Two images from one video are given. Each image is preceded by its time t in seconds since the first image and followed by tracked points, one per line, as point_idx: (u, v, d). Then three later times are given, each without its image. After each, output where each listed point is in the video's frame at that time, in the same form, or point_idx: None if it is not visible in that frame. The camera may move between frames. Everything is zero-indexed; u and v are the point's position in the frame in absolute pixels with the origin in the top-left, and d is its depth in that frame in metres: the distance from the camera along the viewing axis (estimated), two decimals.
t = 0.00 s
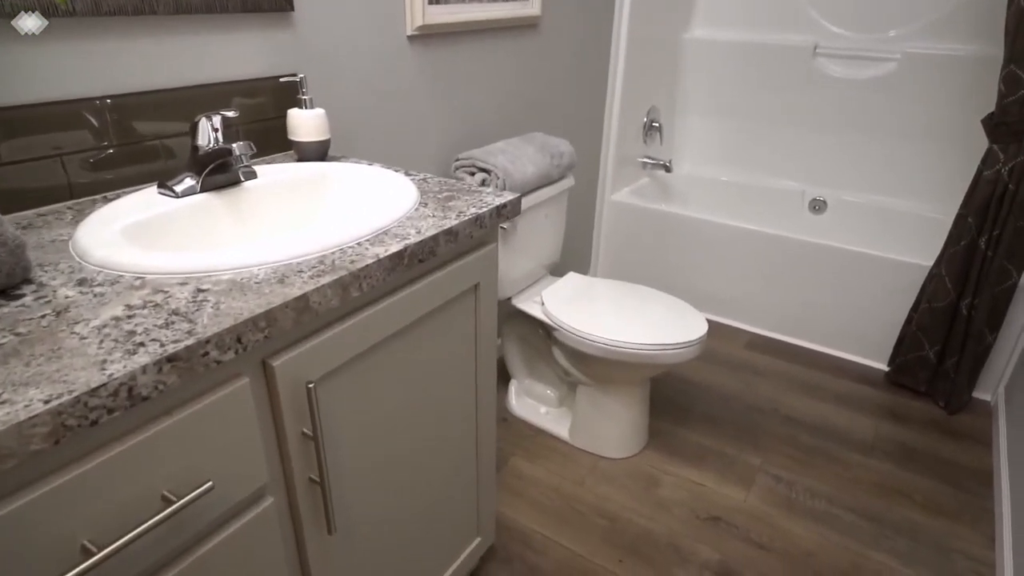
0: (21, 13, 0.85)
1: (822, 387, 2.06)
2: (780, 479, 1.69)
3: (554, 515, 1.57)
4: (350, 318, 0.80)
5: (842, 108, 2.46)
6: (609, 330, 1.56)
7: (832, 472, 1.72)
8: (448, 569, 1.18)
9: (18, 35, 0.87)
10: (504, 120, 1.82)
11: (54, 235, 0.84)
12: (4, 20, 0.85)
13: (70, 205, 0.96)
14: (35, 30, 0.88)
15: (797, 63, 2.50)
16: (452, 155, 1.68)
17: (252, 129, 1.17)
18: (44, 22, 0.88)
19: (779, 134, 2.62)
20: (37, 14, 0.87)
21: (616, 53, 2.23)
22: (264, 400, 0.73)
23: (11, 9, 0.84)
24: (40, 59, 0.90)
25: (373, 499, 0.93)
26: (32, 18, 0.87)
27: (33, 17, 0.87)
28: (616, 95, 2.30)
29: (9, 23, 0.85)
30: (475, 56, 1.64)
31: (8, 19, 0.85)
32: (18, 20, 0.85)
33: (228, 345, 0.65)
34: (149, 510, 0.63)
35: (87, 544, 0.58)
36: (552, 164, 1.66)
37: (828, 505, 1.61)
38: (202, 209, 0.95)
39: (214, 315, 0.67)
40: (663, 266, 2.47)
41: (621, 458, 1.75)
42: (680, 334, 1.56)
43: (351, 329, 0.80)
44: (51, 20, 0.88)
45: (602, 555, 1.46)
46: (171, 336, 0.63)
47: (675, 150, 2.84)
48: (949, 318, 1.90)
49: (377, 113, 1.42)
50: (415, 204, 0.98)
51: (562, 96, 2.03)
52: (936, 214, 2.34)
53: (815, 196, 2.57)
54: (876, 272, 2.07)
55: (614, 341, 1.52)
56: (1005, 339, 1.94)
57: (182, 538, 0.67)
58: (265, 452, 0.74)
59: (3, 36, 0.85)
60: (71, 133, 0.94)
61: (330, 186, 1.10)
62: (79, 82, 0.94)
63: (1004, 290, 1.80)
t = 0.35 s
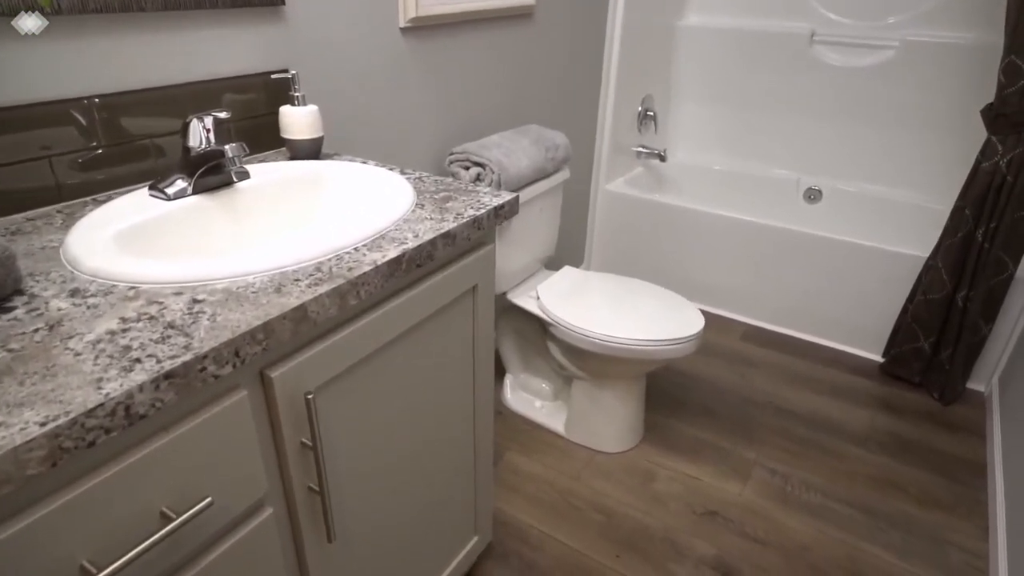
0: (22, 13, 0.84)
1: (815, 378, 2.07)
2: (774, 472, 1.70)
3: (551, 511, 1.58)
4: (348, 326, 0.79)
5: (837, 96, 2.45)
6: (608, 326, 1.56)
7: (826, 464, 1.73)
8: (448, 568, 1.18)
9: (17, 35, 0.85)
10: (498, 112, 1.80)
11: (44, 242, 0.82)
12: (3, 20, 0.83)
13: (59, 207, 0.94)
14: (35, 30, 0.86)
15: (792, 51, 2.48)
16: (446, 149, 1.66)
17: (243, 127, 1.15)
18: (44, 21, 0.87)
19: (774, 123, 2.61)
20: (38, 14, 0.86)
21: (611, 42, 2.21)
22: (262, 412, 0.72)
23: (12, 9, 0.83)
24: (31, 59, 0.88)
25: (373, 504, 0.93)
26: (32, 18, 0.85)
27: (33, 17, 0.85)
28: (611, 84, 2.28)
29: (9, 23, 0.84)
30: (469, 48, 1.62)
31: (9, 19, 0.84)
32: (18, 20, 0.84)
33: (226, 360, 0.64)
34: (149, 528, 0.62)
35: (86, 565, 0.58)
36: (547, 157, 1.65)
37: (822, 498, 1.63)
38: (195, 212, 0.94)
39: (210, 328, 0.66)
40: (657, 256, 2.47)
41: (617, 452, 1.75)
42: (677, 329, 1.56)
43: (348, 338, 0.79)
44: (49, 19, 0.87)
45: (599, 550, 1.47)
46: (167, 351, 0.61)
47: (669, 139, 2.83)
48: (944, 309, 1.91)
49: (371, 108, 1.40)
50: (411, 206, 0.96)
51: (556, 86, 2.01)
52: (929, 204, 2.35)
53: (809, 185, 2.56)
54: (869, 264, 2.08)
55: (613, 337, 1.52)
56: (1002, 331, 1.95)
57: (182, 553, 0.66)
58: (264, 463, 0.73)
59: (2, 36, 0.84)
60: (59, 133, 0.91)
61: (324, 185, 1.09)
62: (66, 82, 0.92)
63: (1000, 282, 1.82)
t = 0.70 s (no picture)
0: (21, 13, 0.83)
1: (802, 369, 2.09)
2: (764, 465, 1.71)
3: (543, 509, 1.57)
4: (337, 340, 0.77)
5: (822, 85, 2.45)
6: (597, 323, 1.55)
7: (814, 455, 1.75)
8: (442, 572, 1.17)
9: (17, 35, 0.84)
10: (484, 106, 1.77)
11: (18, 257, 0.79)
12: (4, 21, 0.82)
13: (32, 217, 0.90)
14: (35, 30, 0.85)
15: (777, 38, 2.47)
16: (432, 144, 1.63)
17: (223, 128, 1.12)
18: (43, 21, 0.86)
19: (759, 112, 2.61)
20: (37, 13, 0.84)
21: (596, 32, 2.18)
22: (251, 433, 0.70)
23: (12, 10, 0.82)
24: (21, 60, 0.86)
25: (365, 516, 0.91)
26: (31, 18, 0.84)
27: (32, 17, 0.84)
28: (597, 74, 2.25)
29: (9, 23, 0.83)
30: (454, 41, 1.58)
31: (8, 19, 0.82)
32: (18, 20, 0.83)
33: (213, 384, 0.62)
34: (137, 560, 0.60)
35: None
36: (535, 152, 1.62)
37: (811, 490, 1.64)
38: (175, 220, 0.91)
39: (196, 350, 0.63)
40: (644, 248, 2.46)
41: (608, 448, 1.75)
42: (667, 325, 1.55)
43: (338, 353, 0.77)
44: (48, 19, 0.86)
45: (593, 548, 1.47)
46: (151, 377, 0.59)
47: (654, 128, 2.81)
48: (929, 299, 1.93)
49: (355, 106, 1.37)
50: (400, 211, 0.94)
51: (542, 78, 1.98)
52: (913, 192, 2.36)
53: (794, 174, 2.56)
54: (854, 254, 2.09)
55: (603, 334, 1.51)
56: (985, 321, 1.97)
57: None
58: (254, 485, 0.71)
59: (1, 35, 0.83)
60: (30, 140, 0.88)
61: (308, 189, 1.06)
62: (36, 85, 0.88)
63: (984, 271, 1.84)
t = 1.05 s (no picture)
0: (22, 13, 0.82)
1: (778, 359, 2.10)
2: (742, 457, 1.73)
3: (525, 510, 1.57)
4: (311, 365, 0.74)
5: (795, 74, 2.45)
6: (574, 323, 1.54)
7: (792, 446, 1.77)
8: None
9: (15, 35, 0.83)
10: (457, 101, 1.73)
11: None
12: (4, 21, 0.82)
13: None
14: (34, 30, 0.85)
15: (749, 28, 2.47)
16: (404, 143, 1.59)
17: (185, 134, 1.07)
18: (43, 21, 0.85)
19: (733, 101, 2.60)
20: (37, 14, 0.84)
21: (570, 22, 2.14)
22: (223, 467, 0.67)
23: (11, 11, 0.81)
24: (12, 60, 0.84)
25: (345, 536, 0.89)
26: (31, 18, 0.84)
27: (32, 17, 0.84)
28: (570, 66, 2.23)
29: (8, 23, 0.82)
30: (424, 36, 1.54)
31: (9, 19, 0.82)
32: (18, 20, 0.82)
33: (181, 422, 0.59)
34: None
35: None
36: (510, 150, 1.59)
37: (789, 481, 1.66)
38: (136, 237, 0.86)
39: (161, 387, 0.60)
40: (620, 240, 2.46)
41: (587, 445, 1.75)
42: (645, 323, 1.55)
43: (313, 378, 0.74)
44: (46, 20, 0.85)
45: (575, 548, 1.48)
46: (114, 420, 0.56)
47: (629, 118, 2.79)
48: (900, 289, 1.95)
49: (325, 107, 1.33)
50: (374, 223, 0.91)
51: (515, 71, 1.94)
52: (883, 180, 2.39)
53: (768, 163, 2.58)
54: (828, 245, 2.11)
55: (581, 334, 1.50)
56: (952, 308, 2.01)
57: None
58: (228, 520, 0.69)
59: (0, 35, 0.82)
60: None
61: (276, 199, 1.02)
62: None
63: (953, 261, 1.87)
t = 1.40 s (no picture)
0: (22, 13, 0.82)
1: (754, 359, 2.10)
2: (719, 461, 1.72)
3: (502, 524, 1.53)
4: (269, 411, 0.69)
5: (766, 71, 2.44)
6: (544, 333, 1.50)
7: (769, 448, 1.76)
8: None
9: (17, 35, 0.83)
10: (424, 107, 1.68)
11: None
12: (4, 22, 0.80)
13: None
14: (35, 30, 0.84)
15: (718, 25, 2.45)
16: (370, 151, 1.54)
17: (134, 153, 1.00)
18: (43, 21, 0.84)
19: (705, 99, 2.59)
20: (37, 13, 0.83)
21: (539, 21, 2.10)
22: (174, 528, 0.62)
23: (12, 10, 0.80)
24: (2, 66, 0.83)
25: None
26: (31, 18, 0.83)
27: (32, 17, 0.83)
28: (540, 65, 2.18)
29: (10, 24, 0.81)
30: (388, 40, 1.49)
31: (9, 19, 0.81)
32: (19, 20, 0.82)
33: (121, 491, 0.54)
34: None
35: None
36: (480, 157, 1.54)
37: (766, 484, 1.65)
38: (77, 272, 0.80)
39: (99, 452, 0.55)
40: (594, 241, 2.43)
41: (564, 454, 1.72)
42: (616, 332, 1.52)
43: (270, 424, 0.69)
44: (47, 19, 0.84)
45: (552, 562, 1.45)
46: (44, 494, 0.51)
47: (600, 117, 2.76)
48: (870, 287, 1.96)
49: (284, 117, 1.27)
50: (335, 249, 0.86)
51: (484, 73, 1.90)
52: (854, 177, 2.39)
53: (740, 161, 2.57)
54: (802, 244, 2.11)
55: (551, 345, 1.47)
56: (919, 305, 2.02)
57: None
58: None
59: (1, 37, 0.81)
60: None
61: (233, 222, 0.97)
62: None
63: (919, 260, 1.88)
